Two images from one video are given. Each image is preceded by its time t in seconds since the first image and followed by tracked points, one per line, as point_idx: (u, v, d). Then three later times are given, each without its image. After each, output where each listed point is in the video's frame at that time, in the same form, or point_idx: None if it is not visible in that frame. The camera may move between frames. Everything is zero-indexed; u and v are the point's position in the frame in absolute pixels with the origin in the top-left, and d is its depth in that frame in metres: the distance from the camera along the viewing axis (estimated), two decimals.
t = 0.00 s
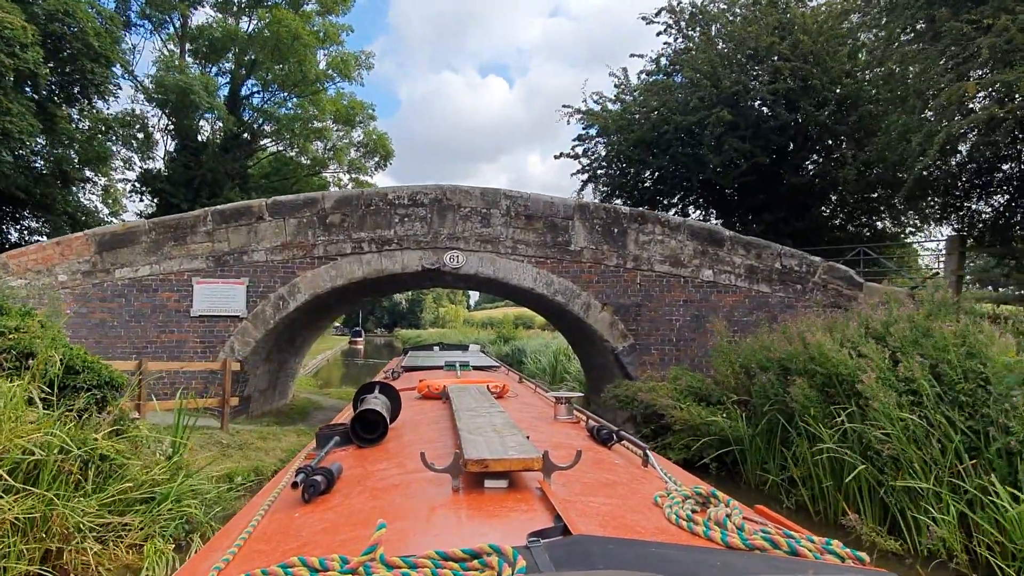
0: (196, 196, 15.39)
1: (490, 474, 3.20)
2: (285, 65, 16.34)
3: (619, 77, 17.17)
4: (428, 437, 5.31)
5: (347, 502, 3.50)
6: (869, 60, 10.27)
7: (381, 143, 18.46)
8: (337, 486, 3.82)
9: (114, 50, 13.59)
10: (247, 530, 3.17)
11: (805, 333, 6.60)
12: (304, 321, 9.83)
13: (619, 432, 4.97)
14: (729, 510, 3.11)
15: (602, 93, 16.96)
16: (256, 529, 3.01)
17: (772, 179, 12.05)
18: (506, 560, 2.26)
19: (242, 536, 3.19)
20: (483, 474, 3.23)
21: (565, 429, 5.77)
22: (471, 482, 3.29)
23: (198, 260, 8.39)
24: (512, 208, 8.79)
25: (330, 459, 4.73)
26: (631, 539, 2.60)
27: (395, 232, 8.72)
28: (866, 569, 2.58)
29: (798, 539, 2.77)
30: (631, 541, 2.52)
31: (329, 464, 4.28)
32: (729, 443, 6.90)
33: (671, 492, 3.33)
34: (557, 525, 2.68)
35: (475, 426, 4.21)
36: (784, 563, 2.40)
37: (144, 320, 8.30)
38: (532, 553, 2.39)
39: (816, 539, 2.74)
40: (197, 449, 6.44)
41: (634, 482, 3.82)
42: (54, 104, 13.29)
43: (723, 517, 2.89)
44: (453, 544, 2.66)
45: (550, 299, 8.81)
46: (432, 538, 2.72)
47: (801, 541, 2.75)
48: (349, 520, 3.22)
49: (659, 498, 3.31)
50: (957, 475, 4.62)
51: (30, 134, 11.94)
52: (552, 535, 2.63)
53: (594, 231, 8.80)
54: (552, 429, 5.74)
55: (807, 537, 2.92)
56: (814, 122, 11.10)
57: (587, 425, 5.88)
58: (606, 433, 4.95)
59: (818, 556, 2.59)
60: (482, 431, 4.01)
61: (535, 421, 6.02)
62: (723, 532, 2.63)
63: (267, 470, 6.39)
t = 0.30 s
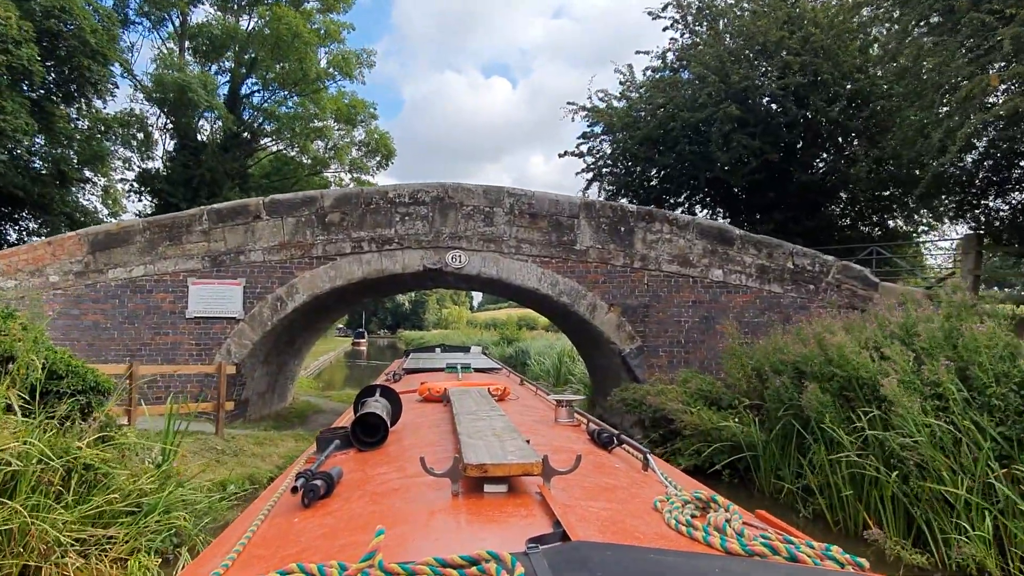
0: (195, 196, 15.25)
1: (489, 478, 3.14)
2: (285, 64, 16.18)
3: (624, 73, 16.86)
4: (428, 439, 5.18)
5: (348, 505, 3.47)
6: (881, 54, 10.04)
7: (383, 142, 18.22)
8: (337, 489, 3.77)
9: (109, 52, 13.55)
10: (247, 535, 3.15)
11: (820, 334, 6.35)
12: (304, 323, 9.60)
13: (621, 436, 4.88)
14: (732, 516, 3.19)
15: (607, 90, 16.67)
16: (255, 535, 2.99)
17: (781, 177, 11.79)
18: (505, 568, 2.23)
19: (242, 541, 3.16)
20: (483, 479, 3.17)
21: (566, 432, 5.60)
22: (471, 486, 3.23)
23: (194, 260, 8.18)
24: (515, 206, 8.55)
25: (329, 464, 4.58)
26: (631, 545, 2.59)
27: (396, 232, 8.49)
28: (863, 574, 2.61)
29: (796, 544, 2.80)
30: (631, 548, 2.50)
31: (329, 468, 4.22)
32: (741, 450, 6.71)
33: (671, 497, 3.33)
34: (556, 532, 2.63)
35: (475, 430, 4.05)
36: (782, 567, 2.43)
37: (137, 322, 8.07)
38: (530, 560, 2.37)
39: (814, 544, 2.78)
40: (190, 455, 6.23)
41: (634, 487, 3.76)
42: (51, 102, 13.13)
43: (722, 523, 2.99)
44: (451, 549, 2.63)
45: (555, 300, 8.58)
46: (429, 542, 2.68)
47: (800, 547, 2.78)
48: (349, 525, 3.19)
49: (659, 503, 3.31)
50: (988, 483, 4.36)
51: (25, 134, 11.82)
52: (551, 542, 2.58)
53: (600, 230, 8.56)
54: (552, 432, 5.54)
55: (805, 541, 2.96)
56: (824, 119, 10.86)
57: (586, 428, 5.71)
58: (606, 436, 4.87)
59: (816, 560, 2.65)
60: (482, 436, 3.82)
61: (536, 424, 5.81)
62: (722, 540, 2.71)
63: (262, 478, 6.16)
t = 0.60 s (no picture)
0: (194, 194, 15.10)
1: (489, 479, 3.07)
2: (285, 60, 15.96)
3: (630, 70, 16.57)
4: (428, 437, 5.05)
5: (348, 504, 3.41)
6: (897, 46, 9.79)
7: (384, 140, 17.97)
8: (337, 489, 3.70)
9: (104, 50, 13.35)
10: (246, 535, 3.10)
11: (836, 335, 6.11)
12: (301, 322, 9.36)
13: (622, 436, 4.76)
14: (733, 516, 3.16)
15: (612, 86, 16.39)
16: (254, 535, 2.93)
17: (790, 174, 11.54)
18: (505, 568, 2.21)
19: (240, 541, 3.11)
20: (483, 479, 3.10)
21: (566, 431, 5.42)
22: (471, 487, 3.17)
23: (188, 258, 7.95)
24: (518, 202, 8.31)
25: (328, 464, 4.41)
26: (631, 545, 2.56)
27: (395, 229, 8.25)
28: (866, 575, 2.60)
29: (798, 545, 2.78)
30: (632, 548, 2.46)
31: (329, 467, 4.14)
32: (753, 454, 6.44)
33: (672, 498, 3.31)
34: (556, 532, 2.57)
35: (474, 429, 3.92)
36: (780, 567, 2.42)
37: (130, 322, 7.84)
38: (530, 560, 2.33)
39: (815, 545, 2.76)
40: (181, 460, 6.00)
41: (633, 487, 3.69)
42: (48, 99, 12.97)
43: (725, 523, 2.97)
44: (450, 549, 2.57)
45: (560, 300, 8.34)
46: (428, 544, 2.61)
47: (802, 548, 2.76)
48: (348, 524, 3.13)
49: (660, 504, 3.28)
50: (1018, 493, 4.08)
51: (19, 132, 11.62)
52: (551, 543, 2.51)
53: (606, 227, 8.32)
54: (550, 432, 5.34)
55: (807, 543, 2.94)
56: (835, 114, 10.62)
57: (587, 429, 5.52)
58: (607, 436, 4.76)
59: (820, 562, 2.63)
60: (481, 437, 3.66)
61: (535, 424, 5.60)
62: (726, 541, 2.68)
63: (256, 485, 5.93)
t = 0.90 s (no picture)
0: (192, 192, 14.97)
1: (492, 479, 3.07)
2: (285, 56, 15.73)
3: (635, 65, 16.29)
4: (430, 437, 5.01)
5: (352, 504, 3.40)
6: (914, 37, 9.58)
7: (385, 138, 17.71)
8: (340, 490, 3.69)
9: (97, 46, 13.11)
10: (250, 536, 3.10)
11: (853, 335, 5.87)
12: (300, 323, 9.13)
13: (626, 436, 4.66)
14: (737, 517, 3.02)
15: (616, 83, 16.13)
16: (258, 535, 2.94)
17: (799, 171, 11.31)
18: (509, 568, 2.21)
19: (244, 542, 3.11)
20: (486, 479, 3.10)
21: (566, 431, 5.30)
22: (474, 487, 3.16)
23: (181, 256, 7.72)
24: (522, 199, 8.08)
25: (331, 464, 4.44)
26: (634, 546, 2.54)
27: (395, 226, 8.02)
28: None
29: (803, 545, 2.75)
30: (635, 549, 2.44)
31: (331, 468, 4.13)
32: (767, 459, 6.21)
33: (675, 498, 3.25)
34: (560, 533, 2.55)
35: (478, 430, 3.86)
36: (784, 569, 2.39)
37: (122, 322, 7.61)
38: (534, 561, 2.31)
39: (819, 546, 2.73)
40: (172, 466, 5.78)
41: (637, 487, 3.65)
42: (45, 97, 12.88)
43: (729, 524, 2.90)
44: (453, 549, 2.56)
45: (565, 299, 8.09)
46: (430, 545, 2.60)
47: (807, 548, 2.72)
48: (351, 525, 3.13)
49: (663, 504, 3.19)
50: None
51: (14, 129, 11.43)
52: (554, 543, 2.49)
53: (612, 224, 8.08)
54: (551, 432, 5.17)
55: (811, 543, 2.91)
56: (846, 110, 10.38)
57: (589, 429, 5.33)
58: (609, 436, 4.67)
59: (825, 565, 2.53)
60: (483, 440, 3.59)
61: (536, 424, 5.41)
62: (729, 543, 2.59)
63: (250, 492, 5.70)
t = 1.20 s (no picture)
0: (189, 189, 14.78)
1: (492, 476, 3.01)
2: (285, 52, 15.52)
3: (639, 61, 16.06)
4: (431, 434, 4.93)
5: (352, 501, 3.36)
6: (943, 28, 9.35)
7: (386, 136, 17.48)
8: (340, 487, 3.65)
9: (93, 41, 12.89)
10: (250, 533, 3.06)
11: (871, 335, 5.64)
12: (297, 322, 8.90)
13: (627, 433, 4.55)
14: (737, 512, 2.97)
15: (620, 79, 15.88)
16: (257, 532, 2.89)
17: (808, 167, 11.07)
18: (510, 563, 2.15)
19: (244, 539, 3.07)
20: (486, 475, 3.04)
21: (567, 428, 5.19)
22: (474, 483, 3.10)
23: (174, 253, 7.50)
24: (525, 194, 7.83)
25: (331, 462, 4.37)
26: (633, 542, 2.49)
27: (395, 222, 7.79)
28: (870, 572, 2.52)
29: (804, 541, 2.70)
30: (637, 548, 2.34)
31: (331, 465, 4.07)
32: (781, 463, 5.97)
33: (675, 495, 3.18)
34: (560, 529, 2.54)
35: (478, 428, 3.73)
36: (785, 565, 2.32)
37: (113, 321, 7.39)
38: (534, 556, 2.26)
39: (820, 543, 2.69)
40: (161, 470, 5.55)
41: (639, 485, 3.57)
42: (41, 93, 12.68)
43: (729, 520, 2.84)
44: (453, 545, 2.52)
45: (570, 297, 7.84)
46: (430, 541, 2.55)
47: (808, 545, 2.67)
48: (351, 522, 3.09)
49: (664, 501, 3.15)
50: None
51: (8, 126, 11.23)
52: (555, 539, 2.47)
53: (619, 220, 7.85)
54: (552, 430, 5.05)
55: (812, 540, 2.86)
56: (857, 104, 10.14)
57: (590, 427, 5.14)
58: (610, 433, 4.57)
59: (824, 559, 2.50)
60: (484, 436, 3.49)
61: (536, 423, 5.25)
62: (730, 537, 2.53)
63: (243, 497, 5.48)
